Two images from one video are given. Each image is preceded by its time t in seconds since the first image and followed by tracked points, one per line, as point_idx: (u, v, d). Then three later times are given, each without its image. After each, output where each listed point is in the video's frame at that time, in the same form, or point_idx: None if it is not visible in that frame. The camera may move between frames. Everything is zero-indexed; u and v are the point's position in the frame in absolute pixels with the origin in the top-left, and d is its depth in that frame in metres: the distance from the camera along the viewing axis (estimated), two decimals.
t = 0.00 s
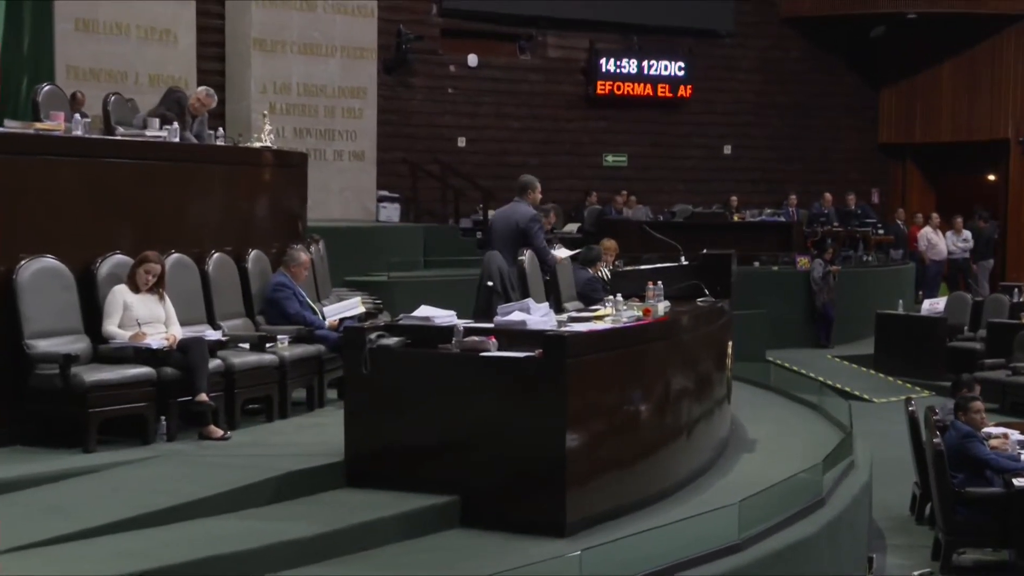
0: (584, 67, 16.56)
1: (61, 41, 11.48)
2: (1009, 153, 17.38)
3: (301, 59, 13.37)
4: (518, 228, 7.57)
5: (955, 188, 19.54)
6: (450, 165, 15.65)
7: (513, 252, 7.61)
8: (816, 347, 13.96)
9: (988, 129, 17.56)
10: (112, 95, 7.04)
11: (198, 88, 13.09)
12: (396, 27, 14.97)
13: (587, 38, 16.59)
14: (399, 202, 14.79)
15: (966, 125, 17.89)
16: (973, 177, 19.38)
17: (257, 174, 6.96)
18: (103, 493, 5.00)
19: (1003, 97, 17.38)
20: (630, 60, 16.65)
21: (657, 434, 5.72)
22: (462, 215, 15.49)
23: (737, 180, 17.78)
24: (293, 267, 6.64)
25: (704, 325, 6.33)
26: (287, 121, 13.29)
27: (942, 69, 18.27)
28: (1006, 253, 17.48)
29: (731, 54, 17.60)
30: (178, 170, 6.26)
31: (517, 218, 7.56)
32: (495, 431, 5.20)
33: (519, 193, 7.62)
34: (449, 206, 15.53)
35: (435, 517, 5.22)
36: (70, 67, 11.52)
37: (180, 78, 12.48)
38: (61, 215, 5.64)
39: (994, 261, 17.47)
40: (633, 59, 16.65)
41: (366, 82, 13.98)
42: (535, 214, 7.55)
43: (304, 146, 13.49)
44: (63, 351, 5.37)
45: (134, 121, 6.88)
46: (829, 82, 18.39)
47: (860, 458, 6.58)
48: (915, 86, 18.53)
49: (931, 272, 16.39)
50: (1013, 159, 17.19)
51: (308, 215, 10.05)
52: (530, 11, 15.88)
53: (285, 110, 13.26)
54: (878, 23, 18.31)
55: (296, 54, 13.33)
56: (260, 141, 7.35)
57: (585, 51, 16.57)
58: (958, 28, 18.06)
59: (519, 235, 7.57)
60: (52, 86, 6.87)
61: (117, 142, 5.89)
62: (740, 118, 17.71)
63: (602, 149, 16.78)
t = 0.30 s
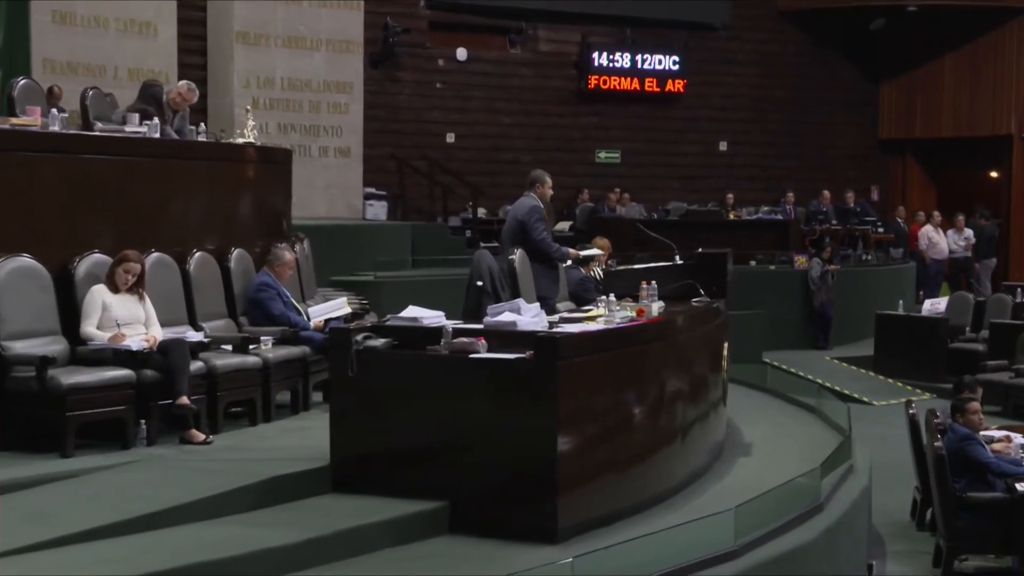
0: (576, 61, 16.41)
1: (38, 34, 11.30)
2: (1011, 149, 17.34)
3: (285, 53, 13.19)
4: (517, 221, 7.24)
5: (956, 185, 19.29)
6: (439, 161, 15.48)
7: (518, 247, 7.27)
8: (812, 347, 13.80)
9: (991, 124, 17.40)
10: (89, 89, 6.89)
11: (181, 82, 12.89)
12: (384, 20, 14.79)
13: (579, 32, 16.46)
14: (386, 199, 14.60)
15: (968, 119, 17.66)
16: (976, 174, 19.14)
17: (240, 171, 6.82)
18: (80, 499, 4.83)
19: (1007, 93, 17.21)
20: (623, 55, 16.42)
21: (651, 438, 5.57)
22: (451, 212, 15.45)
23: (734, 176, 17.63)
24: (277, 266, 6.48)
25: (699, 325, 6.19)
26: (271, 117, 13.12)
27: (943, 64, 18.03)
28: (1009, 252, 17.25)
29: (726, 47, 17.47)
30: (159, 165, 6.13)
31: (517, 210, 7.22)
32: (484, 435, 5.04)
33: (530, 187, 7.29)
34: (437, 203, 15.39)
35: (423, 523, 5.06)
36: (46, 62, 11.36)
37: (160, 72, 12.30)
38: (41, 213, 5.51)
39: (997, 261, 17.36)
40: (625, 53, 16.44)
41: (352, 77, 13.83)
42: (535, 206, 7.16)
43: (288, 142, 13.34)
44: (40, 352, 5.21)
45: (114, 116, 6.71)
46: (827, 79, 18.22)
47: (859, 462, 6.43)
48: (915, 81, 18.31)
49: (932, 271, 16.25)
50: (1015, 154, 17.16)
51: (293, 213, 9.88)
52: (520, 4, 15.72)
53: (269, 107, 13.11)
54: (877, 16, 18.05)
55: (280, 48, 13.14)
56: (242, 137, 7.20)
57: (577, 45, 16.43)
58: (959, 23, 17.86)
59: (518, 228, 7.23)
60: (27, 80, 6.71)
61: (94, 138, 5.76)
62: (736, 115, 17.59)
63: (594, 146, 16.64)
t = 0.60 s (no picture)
0: (566, 54, 16.27)
1: (11, 26, 11.08)
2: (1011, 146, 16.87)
3: (267, 46, 12.98)
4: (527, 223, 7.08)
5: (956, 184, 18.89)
6: (426, 159, 15.26)
7: (529, 247, 7.14)
8: (809, 349, 13.67)
9: (989, 121, 16.95)
10: (63, 83, 6.84)
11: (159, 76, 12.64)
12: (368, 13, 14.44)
13: (568, 25, 16.31)
14: (371, 197, 14.38)
15: (969, 116, 17.23)
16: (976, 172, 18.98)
17: (221, 169, 6.67)
18: (55, 504, 4.68)
19: (1004, 89, 16.74)
20: (615, 48, 16.38)
21: (643, 442, 5.43)
22: (437, 210, 15.26)
23: (728, 172, 17.49)
24: (259, 266, 6.34)
25: (692, 327, 6.05)
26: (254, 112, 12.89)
27: (942, 59, 17.65)
28: (1009, 251, 16.98)
29: (719, 39, 17.37)
30: (136, 161, 5.98)
31: (528, 210, 7.05)
32: (472, 439, 4.90)
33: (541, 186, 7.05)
34: (423, 201, 15.13)
35: (411, 530, 4.90)
36: (20, 54, 11.14)
37: (137, 65, 12.07)
38: (36, 211, 5.45)
39: (998, 259, 17.14)
40: (616, 47, 16.39)
41: (336, 71, 13.71)
42: (546, 208, 6.97)
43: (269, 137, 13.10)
44: (14, 354, 5.05)
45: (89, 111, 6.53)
46: (821, 75, 18.09)
47: (856, 466, 6.30)
48: (912, 76, 18.06)
49: (932, 270, 16.09)
50: (1015, 151, 16.71)
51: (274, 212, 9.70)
52: None
53: (250, 101, 12.86)
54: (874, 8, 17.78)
55: (262, 41, 12.93)
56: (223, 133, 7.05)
57: (567, 38, 16.28)
58: (956, 15, 17.49)
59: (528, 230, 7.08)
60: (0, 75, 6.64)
61: (68, 134, 5.60)
62: (730, 110, 17.46)
63: (585, 141, 16.49)
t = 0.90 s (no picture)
0: (555, 49, 16.14)
1: None
2: (1011, 142, 16.61)
3: (246, 39, 12.69)
4: (538, 221, 6.95)
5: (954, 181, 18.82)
6: (411, 155, 15.21)
7: (538, 245, 7.00)
8: (804, 351, 13.58)
9: (987, 117, 16.79)
10: (36, 77, 6.81)
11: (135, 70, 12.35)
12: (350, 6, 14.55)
13: (557, 18, 16.19)
14: (354, 194, 14.14)
15: (967, 113, 17.09)
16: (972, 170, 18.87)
17: (199, 166, 6.57)
18: (26, 510, 4.51)
19: (1003, 83, 16.58)
20: (604, 42, 16.17)
21: (633, 445, 5.30)
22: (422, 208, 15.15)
23: (721, 169, 17.38)
24: (239, 266, 6.21)
25: (684, 328, 5.92)
26: (231, 107, 12.59)
27: (941, 53, 17.53)
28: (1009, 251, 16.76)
29: (712, 34, 17.23)
30: (111, 157, 5.86)
31: (539, 209, 6.92)
32: (459, 443, 4.75)
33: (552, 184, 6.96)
34: (407, 199, 15.03)
35: (396, 537, 4.74)
36: None
37: (113, 60, 11.84)
38: (33, 210, 5.44)
39: (999, 259, 16.89)
40: (606, 41, 16.18)
41: (317, 64, 13.26)
42: (558, 206, 6.85)
43: (249, 133, 12.74)
44: None
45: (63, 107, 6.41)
46: (816, 71, 17.95)
47: (851, 471, 6.17)
48: (909, 71, 17.98)
49: (929, 269, 15.95)
50: (1014, 147, 16.46)
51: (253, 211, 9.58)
52: None
53: (229, 96, 12.57)
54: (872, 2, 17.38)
55: (241, 33, 12.64)
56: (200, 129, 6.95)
57: (555, 31, 16.16)
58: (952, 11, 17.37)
59: (539, 228, 6.95)
60: None
61: (44, 132, 5.48)
62: (723, 106, 17.33)
63: (574, 138, 16.36)
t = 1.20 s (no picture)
0: (545, 41, 16.00)
1: None
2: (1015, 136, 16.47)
3: (229, 32, 12.32)
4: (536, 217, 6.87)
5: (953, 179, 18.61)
6: (397, 151, 15.12)
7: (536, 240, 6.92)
8: (803, 352, 13.44)
9: (990, 111, 16.63)
10: (13, 71, 6.74)
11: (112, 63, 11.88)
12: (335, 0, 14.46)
13: (548, 10, 16.05)
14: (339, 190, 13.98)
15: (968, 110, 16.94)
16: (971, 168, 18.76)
17: (178, 162, 6.47)
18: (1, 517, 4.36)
19: (1006, 77, 16.42)
20: (596, 35, 16.10)
21: (626, 449, 5.17)
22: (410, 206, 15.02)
23: (716, 166, 17.25)
24: (221, 265, 6.08)
25: (678, 329, 5.80)
26: (213, 102, 12.21)
27: (944, 45, 17.38)
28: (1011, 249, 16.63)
29: (705, 27, 17.11)
30: (92, 155, 5.80)
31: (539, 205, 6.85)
32: (447, 446, 4.61)
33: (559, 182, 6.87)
34: (394, 197, 15.03)
35: (383, 543, 4.59)
36: None
37: (92, 52, 11.53)
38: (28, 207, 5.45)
39: (1000, 257, 16.72)
40: (599, 34, 16.11)
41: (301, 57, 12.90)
42: (551, 201, 6.75)
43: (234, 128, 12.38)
44: None
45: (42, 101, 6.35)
46: (811, 68, 17.84)
47: (849, 476, 6.05)
48: (909, 66, 17.85)
49: (929, 268, 15.88)
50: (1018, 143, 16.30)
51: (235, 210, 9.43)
52: None
53: (211, 91, 12.22)
54: None
55: (224, 26, 12.27)
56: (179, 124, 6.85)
57: (546, 24, 16.02)
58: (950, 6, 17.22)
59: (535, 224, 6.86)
60: None
61: (21, 125, 5.40)
62: (717, 101, 17.20)
63: (566, 133, 16.22)
